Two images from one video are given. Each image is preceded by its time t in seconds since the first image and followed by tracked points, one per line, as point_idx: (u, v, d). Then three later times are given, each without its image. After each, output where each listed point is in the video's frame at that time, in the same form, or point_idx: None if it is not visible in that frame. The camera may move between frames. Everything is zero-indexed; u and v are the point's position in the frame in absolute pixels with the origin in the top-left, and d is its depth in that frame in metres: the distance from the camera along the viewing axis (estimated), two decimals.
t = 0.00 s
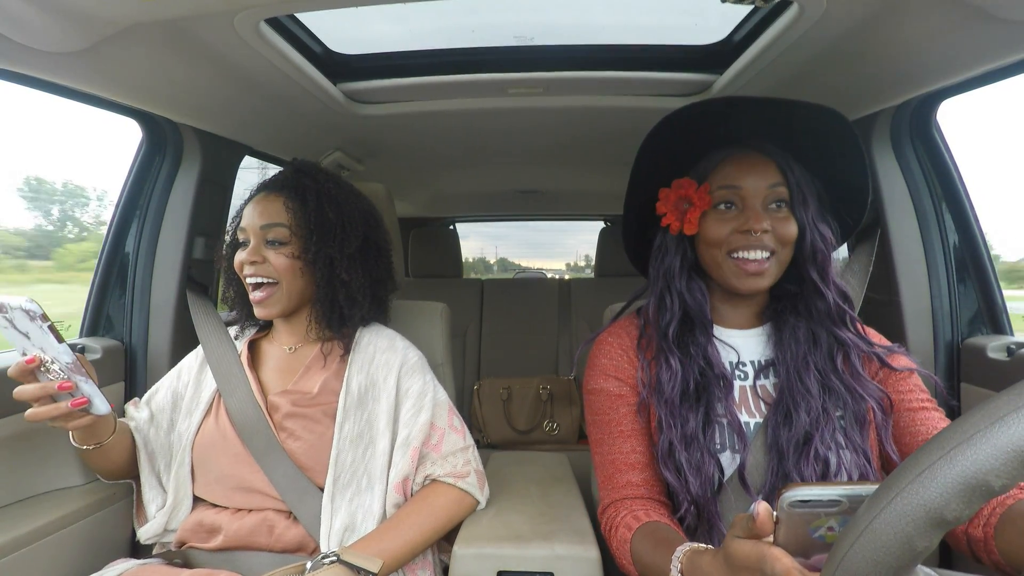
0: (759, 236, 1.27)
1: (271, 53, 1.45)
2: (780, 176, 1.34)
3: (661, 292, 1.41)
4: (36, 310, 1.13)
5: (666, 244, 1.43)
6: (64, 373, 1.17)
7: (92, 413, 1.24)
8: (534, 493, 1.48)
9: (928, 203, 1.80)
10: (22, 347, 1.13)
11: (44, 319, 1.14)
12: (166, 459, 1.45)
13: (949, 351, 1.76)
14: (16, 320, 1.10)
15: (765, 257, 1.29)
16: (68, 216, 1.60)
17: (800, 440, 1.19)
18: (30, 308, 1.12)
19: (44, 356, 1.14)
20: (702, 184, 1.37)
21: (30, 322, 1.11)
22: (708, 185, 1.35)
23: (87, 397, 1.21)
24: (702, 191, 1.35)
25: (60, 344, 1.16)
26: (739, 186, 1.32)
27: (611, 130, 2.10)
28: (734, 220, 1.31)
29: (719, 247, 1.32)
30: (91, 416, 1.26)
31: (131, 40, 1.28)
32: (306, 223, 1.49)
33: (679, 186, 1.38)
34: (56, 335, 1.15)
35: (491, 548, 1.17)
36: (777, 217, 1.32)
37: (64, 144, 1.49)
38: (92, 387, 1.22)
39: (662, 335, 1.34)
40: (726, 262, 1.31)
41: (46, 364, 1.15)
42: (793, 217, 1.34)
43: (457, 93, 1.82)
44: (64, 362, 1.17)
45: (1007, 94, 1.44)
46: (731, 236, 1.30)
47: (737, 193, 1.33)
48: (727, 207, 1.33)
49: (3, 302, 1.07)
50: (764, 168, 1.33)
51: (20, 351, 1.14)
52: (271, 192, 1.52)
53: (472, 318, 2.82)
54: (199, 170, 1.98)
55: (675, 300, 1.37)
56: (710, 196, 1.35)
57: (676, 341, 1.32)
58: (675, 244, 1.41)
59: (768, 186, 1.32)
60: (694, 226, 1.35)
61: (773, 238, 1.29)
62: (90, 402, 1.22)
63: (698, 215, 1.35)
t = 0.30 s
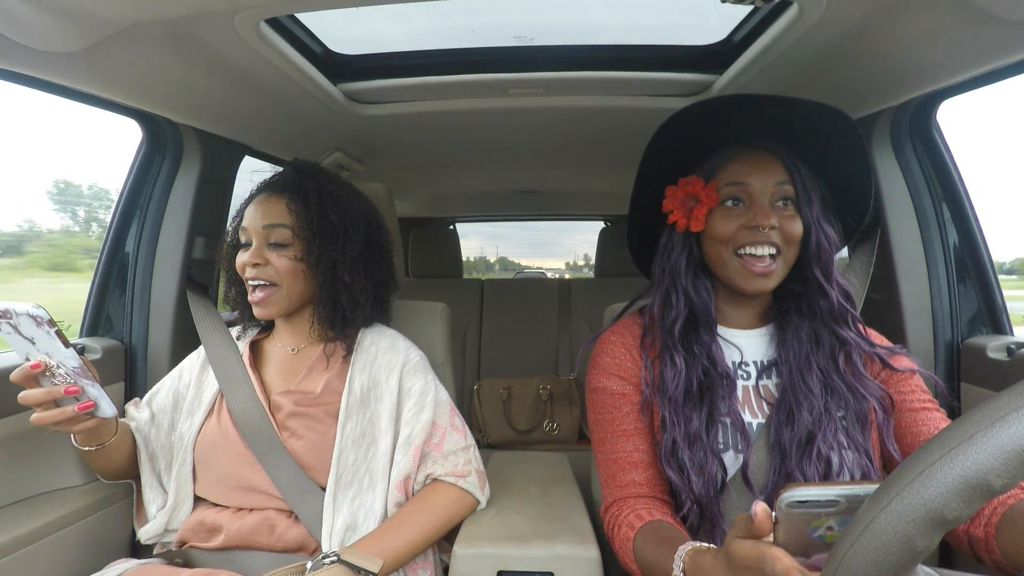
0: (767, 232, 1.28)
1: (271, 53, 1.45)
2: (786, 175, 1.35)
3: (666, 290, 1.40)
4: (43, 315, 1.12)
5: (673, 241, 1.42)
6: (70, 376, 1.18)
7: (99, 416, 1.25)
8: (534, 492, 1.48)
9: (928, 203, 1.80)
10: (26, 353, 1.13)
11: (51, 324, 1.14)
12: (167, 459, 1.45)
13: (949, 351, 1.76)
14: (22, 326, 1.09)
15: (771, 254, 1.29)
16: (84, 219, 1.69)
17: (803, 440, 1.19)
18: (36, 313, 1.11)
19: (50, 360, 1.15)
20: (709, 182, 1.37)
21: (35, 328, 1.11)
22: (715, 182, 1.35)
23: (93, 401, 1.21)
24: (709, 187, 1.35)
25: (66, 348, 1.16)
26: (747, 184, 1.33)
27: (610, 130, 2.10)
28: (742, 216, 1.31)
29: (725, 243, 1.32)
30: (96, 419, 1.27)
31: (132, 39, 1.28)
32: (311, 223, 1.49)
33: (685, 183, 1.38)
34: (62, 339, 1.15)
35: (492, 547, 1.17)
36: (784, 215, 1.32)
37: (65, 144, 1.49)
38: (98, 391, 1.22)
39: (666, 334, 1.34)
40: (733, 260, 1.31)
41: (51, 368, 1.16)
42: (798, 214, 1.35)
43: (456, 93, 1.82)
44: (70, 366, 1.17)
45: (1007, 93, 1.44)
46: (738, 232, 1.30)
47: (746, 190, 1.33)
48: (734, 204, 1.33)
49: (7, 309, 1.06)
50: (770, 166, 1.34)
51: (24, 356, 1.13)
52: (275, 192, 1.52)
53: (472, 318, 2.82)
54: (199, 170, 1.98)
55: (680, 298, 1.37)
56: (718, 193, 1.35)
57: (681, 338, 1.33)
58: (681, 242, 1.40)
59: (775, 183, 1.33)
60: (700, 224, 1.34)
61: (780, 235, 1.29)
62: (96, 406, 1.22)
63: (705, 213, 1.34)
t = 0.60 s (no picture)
0: (767, 231, 1.27)
1: (271, 52, 1.45)
2: (786, 174, 1.35)
3: (665, 290, 1.40)
4: (30, 319, 1.13)
5: (672, 240, 1.42)
6: (63, 378, 1.18)
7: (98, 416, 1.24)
8: (534, 492, 1.48)
9: (928, 203, 1.80)
10: (14, 358, 1.12)
11: (40, 327, 1.14)
12: (166, 458, 1.45)
13: (949, 352, 1.76)
14: (8, 330, 1.09)
15: (772, 253, 1.29)
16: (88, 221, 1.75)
17: (802, 441, 1.19)
18: (22, 317, 1.12)
19: (40, 364, 1.15)
20: (708, 182, 1.36)
21: (23, 332, 1.11)
22: (714, 182, 1.35)
23: (90, 401, 1.21)
24: (709, 186, 1.35)
25: (56, 349, 1.16)
26: (746, 183, 1.33)
27: (610, 130, 2.10)
28: (742, 215, 1.31)
29: (725, 242, 1.32)
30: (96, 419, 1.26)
31: (132, 39, 1.28)
32: (315, 220, 1.50)
33: (684, 183, 1.37)
34: (52, 342, 1.15)
35: (491, 547, 1.17)
36: (783, 213, 1.32)
37: (65, 144, 1.49)
38: (94, 391, 1.22)
39: (665, 335, 1.34)
40: (733, 258, 1.31)
41: (42, 372, 1.16)
42: (798, 214, 1.35)
43: (456, 93, 1.82)
44: (62, 368, 1.17)
45: (1007, 93, 1.44)
46: (739, 230, 1.30)
47: (745, 189, 1.33)
48: (733, 203, 1.34)
49: None
50: (769, 166, 1.34)
51: (12, 363, 1.13)
52: (281, 188, 1.53)
53: (472, 319, 2.82)
54: (199, 169, 1.98)
55: (679, 298, 1.37)
56: (717, 192, 1.35)
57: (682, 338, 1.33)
58: (681, 242, 1.40)
59: (775, 183, 1.33)
60: (700, 223, 1.34)
61: (780, 234, 1.29)
62: (93, 406, 1.21)
63: (704, 212, 1.35)
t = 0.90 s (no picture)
0: (772, 226, 1.26)
1: (271, 52, 1.45)
2: (789, 172, 1.35)
3: (669, 293, 1.39)
4: (10, 323, 1.15)
5: (675, 242, 1.42)
6: (58, 377, 1.17)
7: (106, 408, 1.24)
8: (534, 492, 1.48)
9: (927, 203, 1.80)
10: (4, 365, 1.11)
11: (20, 330, 1.16)
12: (167, 459, 1.45)
13: (949, 352, 1.76)
14: None
15: (777, 249, 1.27)
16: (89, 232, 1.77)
17: (806, 446, 1.19)
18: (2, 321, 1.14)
19: (33, 366, 1.14)
20: (710, 180, 1.37)
21: (6, 335, 1.13)
22: (717, 181, 1.35)
23: (93, 394, 1.21)
24: (711, 186, 1.35)
25: (43, 350, 1.17)
26: (749, 180, 1.32)
27: (610, 130, 2.10)
28: (746, 212, 1.30)
29: (730, 240, 1.30)
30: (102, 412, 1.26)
31: (132, 39, 1.28)
32: (308, 220, 1.49)
33: (688, 181, 1.37)
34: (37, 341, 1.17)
35: (492, 547, 1.17)
36: (789, 209, 1.31)
37: (65, 144, 1.49)
38: (93, 385, 1.22)
39: (670, 341, 1.33)
40: (738, 255, 1.29)
41: (36, 375, 1.14)
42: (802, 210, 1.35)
43: (456, 93, 1.82)
44: (54, 367, 1.16)
45: (1005, 94, 1.44)
46: (743, 226, 1.28)
47: (748, 186, 1.32)
48: (738, 200, 1.32)
49: None
50: (773, 163, 1.34)
51: (4, 371, 1.11)
52: (279, 190, 1.52)
53: (472, 319, 2.82)
54: (199, 170, 1.98)
55: (683, 302, 1.36)
56: (720, 191, 1.34)
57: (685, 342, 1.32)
58: (684, 242, 1.39)
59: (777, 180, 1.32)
60: (704, 221, 1.34)
61: (785, 229, 1.27)
62: (98, 397, 1.21)
63: (708, 211, 1.34)
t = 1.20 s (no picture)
0: (811, 225, 1.25)
1: (271, 52, 1.45)
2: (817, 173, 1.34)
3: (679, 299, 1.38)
4: None
5: (702, 235, 1.38)
6: (31, 391, 1.15)
7: (76, 421, 1.26)
8: (534, 493, 1.48)
9: (927, 202, 1.81)
10: None
11: None
12: (165, 460, 1.45)
13: (949, 351, 1.76)
14: None
15: (812, 249, 1.26)
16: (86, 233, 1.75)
17: (809, 443, 1.20)
18: None
19: (4, 378, 1.11)
20: (744, 174, 1.33)
21: None
22: (753, 174, 1.32)
23: (65, 409, 1.21)
24: (746, 179, 1.31)
25: (14, 363, 1.12)
26: (787, 177, 1.30)
27: (610, 130, 2.10)
28: (784, 209, 1.27)
29: (765, 235, 1.27)
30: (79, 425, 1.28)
31: (132, 39, 1.28)
32: (299, 224, 1.47)
33: (723, 172, 1.33)
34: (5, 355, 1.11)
35: (491, 547, 1.17)
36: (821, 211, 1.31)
37: (65, 143, 1.49)
38: (66, 398, 1.22)
39: (679, 348, 1.32)
40: (774, 251, 1.26)
41: (8, 386, 1.12)
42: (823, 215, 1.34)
43: (456, 93, 1.82)
44: (26, 381, 1.14)
45: (1005, 93, 1.44)
46: (782, 223, 1.25)
47: (786, 182, 1.30)
48: (774, 196, 1.30)
49: None
50: (805, 161, 1.33)
51: None
52: (267, 191, 1.51)
53: (472, 319, 2.82)
54: (199, 170, 1.98)
55: (692, 308, 1.35)
56: (756, 185, 1.31)
57: (699, 348, 1.29)
58: (712, 235, 1.36)
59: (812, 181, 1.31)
60: (738, 215, 1.30)
61: (819, 232, 1.27)
62: (69, 412, 1.22)
63: (743, 204, 1.30)
